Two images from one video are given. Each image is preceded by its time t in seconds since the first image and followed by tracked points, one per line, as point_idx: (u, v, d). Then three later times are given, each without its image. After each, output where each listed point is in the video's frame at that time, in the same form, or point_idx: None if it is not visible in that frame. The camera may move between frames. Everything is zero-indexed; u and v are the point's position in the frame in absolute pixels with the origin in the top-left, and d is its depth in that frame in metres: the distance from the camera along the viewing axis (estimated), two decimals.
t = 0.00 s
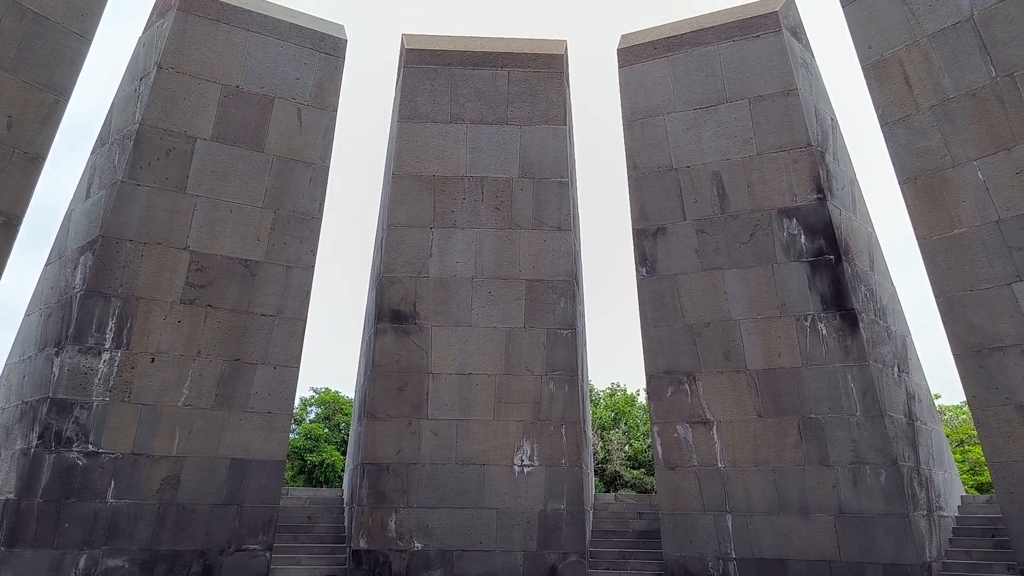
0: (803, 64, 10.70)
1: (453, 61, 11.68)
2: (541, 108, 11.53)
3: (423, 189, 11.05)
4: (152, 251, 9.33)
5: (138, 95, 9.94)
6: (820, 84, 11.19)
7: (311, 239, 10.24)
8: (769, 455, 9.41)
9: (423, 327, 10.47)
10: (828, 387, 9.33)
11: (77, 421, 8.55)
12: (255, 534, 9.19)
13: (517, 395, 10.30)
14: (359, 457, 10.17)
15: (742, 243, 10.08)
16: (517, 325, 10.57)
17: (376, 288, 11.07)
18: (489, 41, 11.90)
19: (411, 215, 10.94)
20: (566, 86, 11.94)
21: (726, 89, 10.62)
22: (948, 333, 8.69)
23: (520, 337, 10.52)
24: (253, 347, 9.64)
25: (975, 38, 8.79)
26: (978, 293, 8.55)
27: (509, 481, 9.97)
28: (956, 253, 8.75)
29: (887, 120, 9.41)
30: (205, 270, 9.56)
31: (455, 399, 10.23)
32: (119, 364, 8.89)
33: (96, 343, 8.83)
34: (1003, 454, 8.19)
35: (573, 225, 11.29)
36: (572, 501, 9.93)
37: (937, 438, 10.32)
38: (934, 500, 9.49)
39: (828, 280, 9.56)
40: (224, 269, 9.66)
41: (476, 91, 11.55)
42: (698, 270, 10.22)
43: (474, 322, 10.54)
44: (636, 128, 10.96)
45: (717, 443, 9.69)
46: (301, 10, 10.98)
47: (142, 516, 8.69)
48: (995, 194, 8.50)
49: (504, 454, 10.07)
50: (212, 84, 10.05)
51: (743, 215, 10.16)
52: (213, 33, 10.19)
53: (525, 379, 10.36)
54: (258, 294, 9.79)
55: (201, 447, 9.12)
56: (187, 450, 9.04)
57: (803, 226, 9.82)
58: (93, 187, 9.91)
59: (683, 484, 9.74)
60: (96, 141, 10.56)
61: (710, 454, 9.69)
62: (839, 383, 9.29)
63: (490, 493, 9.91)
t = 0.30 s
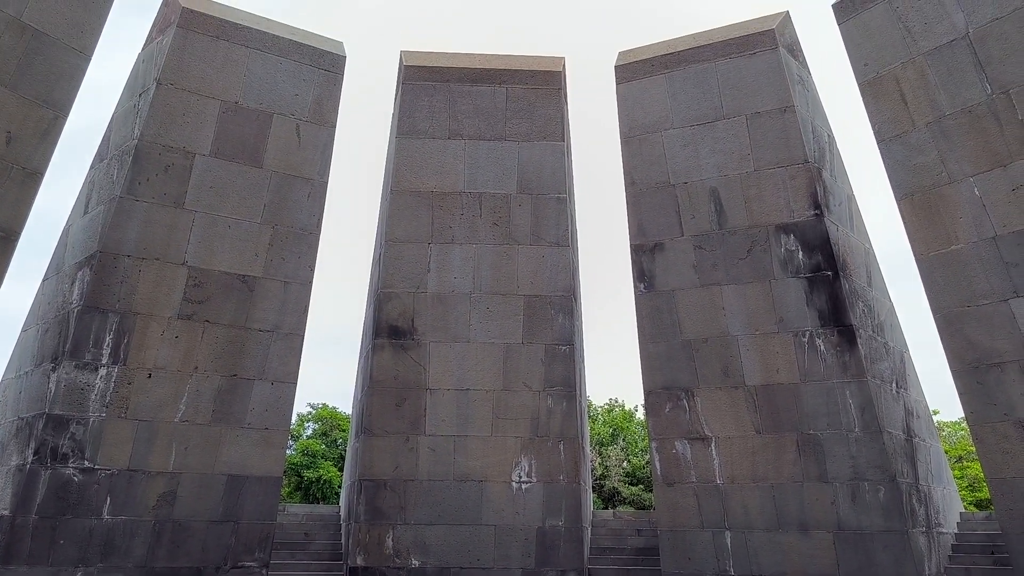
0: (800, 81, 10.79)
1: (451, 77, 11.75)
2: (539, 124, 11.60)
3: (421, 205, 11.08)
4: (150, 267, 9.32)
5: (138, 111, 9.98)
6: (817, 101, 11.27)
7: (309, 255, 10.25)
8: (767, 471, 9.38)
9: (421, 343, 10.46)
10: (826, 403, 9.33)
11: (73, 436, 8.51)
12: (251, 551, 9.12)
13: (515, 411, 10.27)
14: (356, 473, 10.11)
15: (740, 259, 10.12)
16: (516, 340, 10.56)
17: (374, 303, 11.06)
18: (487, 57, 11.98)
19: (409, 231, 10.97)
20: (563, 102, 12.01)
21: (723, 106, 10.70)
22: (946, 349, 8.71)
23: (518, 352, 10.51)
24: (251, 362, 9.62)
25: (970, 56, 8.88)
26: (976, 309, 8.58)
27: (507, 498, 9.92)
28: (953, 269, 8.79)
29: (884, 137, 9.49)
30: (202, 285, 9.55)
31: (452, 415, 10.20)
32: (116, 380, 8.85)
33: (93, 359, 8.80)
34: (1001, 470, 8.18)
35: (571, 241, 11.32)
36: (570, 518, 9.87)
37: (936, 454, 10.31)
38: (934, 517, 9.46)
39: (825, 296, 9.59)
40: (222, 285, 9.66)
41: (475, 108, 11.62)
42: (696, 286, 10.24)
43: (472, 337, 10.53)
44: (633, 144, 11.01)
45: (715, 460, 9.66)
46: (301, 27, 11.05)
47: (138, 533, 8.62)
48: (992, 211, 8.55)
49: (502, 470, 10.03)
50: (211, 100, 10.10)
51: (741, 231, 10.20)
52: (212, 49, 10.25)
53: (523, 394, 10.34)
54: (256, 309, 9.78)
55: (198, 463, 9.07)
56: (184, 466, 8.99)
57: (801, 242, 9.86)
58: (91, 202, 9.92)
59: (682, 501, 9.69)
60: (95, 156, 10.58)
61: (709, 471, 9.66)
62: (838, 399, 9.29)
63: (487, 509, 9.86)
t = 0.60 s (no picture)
0: (796, 98, 10.88)
1: (449, 94, 11.81)
2: (536, 140, 11.66)
3: (419, 220, 11.11)
4: (147, 282, 9.32)
5: (136, 127, 10.02)
6: (813, 117, 11.35)
7: (307, 270, 10.26)
8: (766, 487, 9.35)
9: (419, 358, 10.44)
10: (824, 419, 9.32)
11: (70, 452, 8.46)
12: (247, 568, 9.04)
13: (513, 426, 10.24)
14: (353, 489, 10.06)
15: (737, 275, 10.15)
16: (514, 356, 10.55)
17: (372, 319, 11.06)
18: (485, 74, 12.07)
19: (407, 246, 10.99)
20: (561, 118, 12.08)
21: (720, 122, 10.77)
22: (944, 365, 8.72)
23: (515, 368, 10.50)
24: (248, 378, 9.59)
25: (965, 73, 8.97)
26: (973, 325, 8.60)
27: (505, 514, 9.87)
28: (951, 285, 8.82)
29: (880, 153, 9.55)
30: (199, 301, 9.54)
31: (450, 430, 10.17)
32: (113, 395, 8.82)
33: (90, 374, 8.77)
34: (1000, 486, 8.17)
35: (568, 256, 11.34)
36: (568, 535, 9.82)
37: (934, 470, 10.29)
38: (933, 533, 9.43)
39: (823, 311, 9.62)
40: (219, 300, 9.65)
41: (473, 124, 11.69)
42: (694, 301, 10.26)
43: (470, 353, 10.53)
44: (631, 160, 11.07)
45: (713, 476, 9.63)
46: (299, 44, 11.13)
47: (134, 550, 8.55)
48: (989, 227, 8.61)
49: (499, 486, 9.98)
50: (209, 116, 10.15)
51: (738, 246, 10.24)
52: (211, 66, 10.32)
53: (521, 410, 10.32)
54: (253, 325, 9.77)
55: (194, 479, 9.01)
56: (180, 482, 8.94)
57: (798, 258, 9.90)
58: (89, 217, 9.94)
59: (680, 517, 9.64)
60: (93, 172, 10.61)
61: (707, 487, 9.62)
62: (836, 415, 9.29)
63: (485, 526, 9.81)
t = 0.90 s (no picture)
0: (794, 113, 10.96)
1: (448, 109, 11.88)
2: (535, 156, 11.72)
3: (418, 235, 11.13)
4: (146, 297, 9.32)
5: (136, 143, 10.06)
6: (811, 133, 11.42)
7: (305, 285, 10.26)
8: (765, 503, 9.32)
9: (417, 373, 10.43)
10: (823, 434, 9.31)
11: (67, 468, 8.42)
12: None
13: (512, 442, 10.21)
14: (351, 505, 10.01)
15: (735, 290, 10.17)
16: (512, 371, 10.54)
17: (370, 333, 11.05)
18: (484, 90, 12.14)
19: (405, 261, 11.01)
20: (559, 134, 12.14)
21: (717, 138, 10.84)
22: (943, 380, 8.73)
23: (514, 383, 10.49)
24: (246, 393, 9.57)
25: (962, 89, 9.05)
26: (971, 340, 8.62)
27: (504, 530, 9.82)
28: (949, 300, 8.85)
29: (877, 169, 9.62)
30: (198, 316, 9.54)
31: (448, 446, 10.14)
32: (110, 411, 8.79)
33: (87, 390, 8.74)
34: (999, 502, 8.15)
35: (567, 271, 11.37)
36: (567, 551, 9.76)
37: (934, 486, 10.26)
38: (933, 549, 9.40)
39: (821, 326, 9.63)
40: (218, 315, 9.65)
41: (471, 139, 11.75)
42: (692, 316, 10.27)
43: (468, 368, 10.52)
44: (629, 175, 11.12)
45: (712, 492, 9.59)
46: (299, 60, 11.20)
47: (131, 567, 8.49)
48: (986, 242, 8.65)
49: (498, 502, 9.94)
50: (209, 132, 10.19)
51: (737, 261, 10.27)
52: (211, 81, 10.38)
53: (520, 426, 10.29)
54: (251, 340, 9.76)
55: (191, 495, 8.96)
56: (177, 499, 8.89)
57: (796, 273, 9.93)
58: (88, 233, 9.95)
59: (680, 533, 9.60)
60: (92, 187, 10.64)
61: (706, 502, 9.58)
62: (835, 430, 9.28)
63: (484, 542, 9.76)
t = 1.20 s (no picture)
0: (792, 131, 11.04)
1: (448, 127, 11.95)
2: (534, 174, 11.78)
3: (417, 253, 11.16)
4: (145, 316, 9.32)
5: (136, 161, 10.10)
6: (809, 150, 11.50)
7: (304, 303, 10.26)
8: (766, 521, 9.27)
9: (416, 391, 10.41)
10: (823, 452, 9.29)
11: (64, 487, 8.37)
12: None
13: (512, 460, 10.18)
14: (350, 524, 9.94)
15: (734, 307, 10.19)
16: (512, 389, 10.53)
17: (369, 351, 11.04)
18: (483, 108, 12.23)
19: (405, 278, 11.03)
20: (558, 152, 12.21)
21: (716, 156, 10.92)
22: (943, 398, 8.73)
23: (513, 401, 10.47)
24: (245, 411, 9.54)
25: (958, 107, 9.14)
26: (971, 357, 8.63)
27: (503, 549, 9.76)
28: (948, 318, 8.88)
29: (875, 186, 9.68)
30: (196, 334, 9.53)
31: (448, 464, 10.10)
32: (108, 429, 8.75)
33: (86, 408, 8.71)
34: (1001, 520, 8.12)
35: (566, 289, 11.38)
36: (567, 570, 9.69)
37: (935, 504, 10.22)
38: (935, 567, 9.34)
39: (821, 344, 9.64)
40: (216, 334, 9.64)
41: (471, 157, 11.81)
42: (691, 333, 10.28)
43: (468, 386, 10.50)
44: (627, 193, 11.17)
45: (713, 510, 9.54)
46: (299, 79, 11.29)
47: None
48: (985, 260, 8.69)
49: (497, 520, 9.88)
50: (209, 150, 10.25)
51: (736, 279, 10.30)
52: (211, 100, 10.45)
53: (519, 444, 10.26)
54: (250, 358, 9.74)
55: (189, 514, 8.91)
56: (175, 517, 8.83)
57: (795, 290, 9.96)
58: (88, 251, 9.96)
59: (680, 552, 9.53)
60: (92, 206, 10.67)
61: (707, 521, 9.53)
62: (835, 448, 9.26)
63: (483, 561, 9.69)
